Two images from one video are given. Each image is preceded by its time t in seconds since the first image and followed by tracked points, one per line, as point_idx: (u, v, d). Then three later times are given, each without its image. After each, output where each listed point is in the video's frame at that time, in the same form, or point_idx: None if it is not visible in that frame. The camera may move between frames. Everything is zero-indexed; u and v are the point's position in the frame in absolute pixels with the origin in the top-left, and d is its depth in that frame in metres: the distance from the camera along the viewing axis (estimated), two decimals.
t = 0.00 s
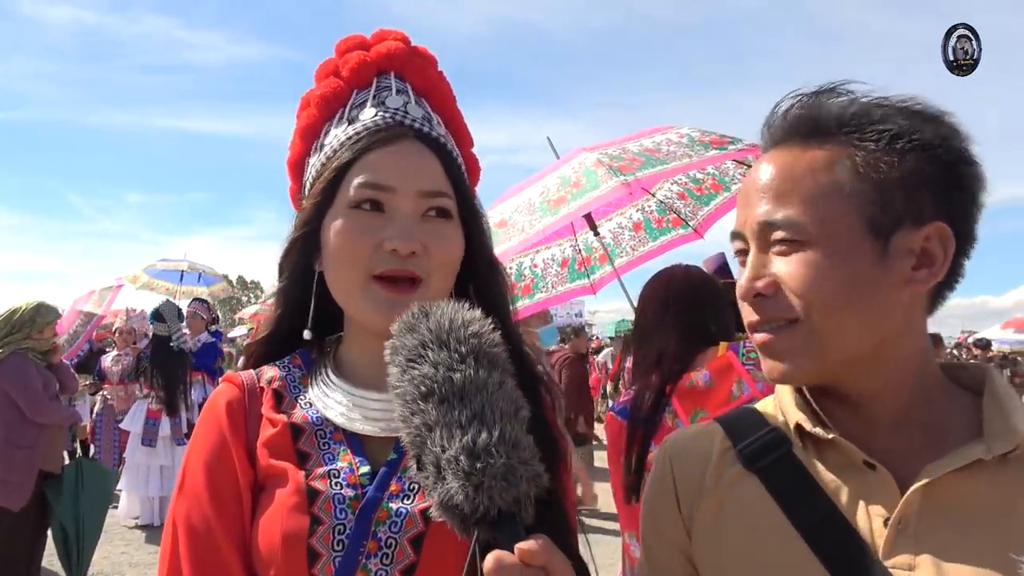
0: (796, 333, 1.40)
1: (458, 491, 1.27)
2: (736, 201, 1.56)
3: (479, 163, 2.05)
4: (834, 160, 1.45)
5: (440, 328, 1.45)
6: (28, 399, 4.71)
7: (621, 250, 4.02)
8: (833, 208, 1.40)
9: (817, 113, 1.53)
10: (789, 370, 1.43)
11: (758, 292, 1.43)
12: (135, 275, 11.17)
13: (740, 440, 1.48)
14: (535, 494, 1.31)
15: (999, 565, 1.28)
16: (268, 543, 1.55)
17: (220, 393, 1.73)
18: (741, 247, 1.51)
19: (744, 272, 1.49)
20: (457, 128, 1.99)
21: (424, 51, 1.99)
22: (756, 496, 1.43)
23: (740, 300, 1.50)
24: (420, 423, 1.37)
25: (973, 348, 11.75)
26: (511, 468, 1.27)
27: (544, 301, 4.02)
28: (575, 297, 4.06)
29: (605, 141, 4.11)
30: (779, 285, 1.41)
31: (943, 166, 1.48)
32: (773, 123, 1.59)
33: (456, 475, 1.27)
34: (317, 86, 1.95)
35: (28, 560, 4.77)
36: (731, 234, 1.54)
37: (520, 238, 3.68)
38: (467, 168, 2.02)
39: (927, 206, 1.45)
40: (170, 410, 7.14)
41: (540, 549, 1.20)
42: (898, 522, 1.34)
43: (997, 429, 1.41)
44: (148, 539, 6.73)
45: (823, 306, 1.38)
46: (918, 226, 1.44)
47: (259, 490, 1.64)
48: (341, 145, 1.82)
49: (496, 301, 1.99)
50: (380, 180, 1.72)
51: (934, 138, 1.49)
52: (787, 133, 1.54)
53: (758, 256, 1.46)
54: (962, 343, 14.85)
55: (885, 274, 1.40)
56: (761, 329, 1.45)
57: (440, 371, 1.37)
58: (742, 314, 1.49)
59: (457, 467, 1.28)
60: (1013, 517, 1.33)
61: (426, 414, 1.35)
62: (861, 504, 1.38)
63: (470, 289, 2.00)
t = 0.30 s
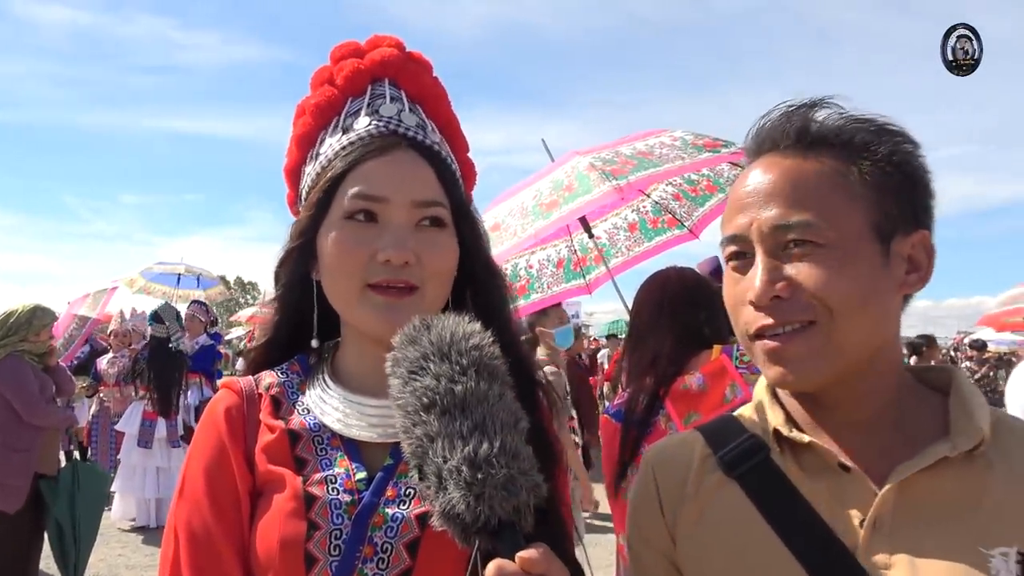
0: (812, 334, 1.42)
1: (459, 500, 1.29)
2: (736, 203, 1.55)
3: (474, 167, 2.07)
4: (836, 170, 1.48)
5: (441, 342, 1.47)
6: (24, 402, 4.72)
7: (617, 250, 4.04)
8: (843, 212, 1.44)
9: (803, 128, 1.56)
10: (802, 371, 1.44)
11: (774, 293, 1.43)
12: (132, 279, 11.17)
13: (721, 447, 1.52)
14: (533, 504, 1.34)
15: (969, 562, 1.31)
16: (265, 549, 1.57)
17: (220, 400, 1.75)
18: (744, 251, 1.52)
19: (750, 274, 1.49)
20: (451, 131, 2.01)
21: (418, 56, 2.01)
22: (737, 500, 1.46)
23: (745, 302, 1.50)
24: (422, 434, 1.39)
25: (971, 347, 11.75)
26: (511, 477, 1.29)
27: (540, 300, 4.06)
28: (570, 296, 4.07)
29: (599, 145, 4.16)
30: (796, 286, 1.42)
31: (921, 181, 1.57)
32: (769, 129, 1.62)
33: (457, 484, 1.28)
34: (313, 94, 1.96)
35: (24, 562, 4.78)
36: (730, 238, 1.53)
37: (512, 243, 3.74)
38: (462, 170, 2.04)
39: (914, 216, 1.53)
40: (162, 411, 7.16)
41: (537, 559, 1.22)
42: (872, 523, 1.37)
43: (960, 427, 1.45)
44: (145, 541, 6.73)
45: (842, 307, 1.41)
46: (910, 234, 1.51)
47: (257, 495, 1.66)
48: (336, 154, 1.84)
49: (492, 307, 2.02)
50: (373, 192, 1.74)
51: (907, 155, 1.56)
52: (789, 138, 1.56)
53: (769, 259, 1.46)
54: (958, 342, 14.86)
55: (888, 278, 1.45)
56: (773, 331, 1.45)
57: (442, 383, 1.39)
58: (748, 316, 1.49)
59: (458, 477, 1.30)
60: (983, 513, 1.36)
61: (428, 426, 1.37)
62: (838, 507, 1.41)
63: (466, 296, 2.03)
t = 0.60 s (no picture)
0: (796, 336, 1.46)
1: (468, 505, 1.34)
2: (722, 209, 1.58)
3: (469, 173, 2.10)
4: (819, 180, 1.52)
5: (457, 343, 1.47)
6: (22, 406, 4.73)
7: (619, 249, 4.05)
8: (826, 219, 1.49)
9: (785, 139, 1.60)
10: (786, 373, 1.48)
11: (761, 295, 1.46)
12: (130, 284, 11.19)
13: (702, 451, 1.57)
14: (540, 509, 1.39)
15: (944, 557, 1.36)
16: (262, 555, 1.59)
17: (220, 408, 1.79)
18: (730, 255, 1.55)
19: (736, 278, 1.52)
20: (445, 137, 2.04)
21: (414, 58, 2.04)
22: (723, 505, 1.50)
23: (730, 305, 1.53)
24: (435, 435, 1.41)
25: (971, 349, 11.73)
26: (520, 487, 1.34)
27: (545, 299, 4.05)
28: (575, 295, 4.10)
29: (588, 151, 4.20)
30: (783, 288, 1.46)
31: (897, 192, 1.63)
32: (752, 139, 1.66)
33: (467, 491, 1.33)
34: (308, 101, 1.99)
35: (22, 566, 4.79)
36: (716, 243, 1.56)
37: (502, 252, 3.84)
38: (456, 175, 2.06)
39: (892, 225, 1.58)
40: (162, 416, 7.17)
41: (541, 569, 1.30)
42: (850, 523, 1.42)
43: (932, 424, 1.51)
44: (143, 546, 6.75)
45: (825, 310, 1.45)
46: (887, 242, 1.56)
47: (255, 502, 1.69)
48: (333, 164, 1.87)
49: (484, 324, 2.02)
50: (368, 210, 1.77)
51: (882, 167, 1.61)
52: (772, 148, 1.60)
53: (755, 263, 1.49)
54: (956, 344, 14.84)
55: (868, 284, 1.50)
56: (758, 332, 1.48)
57: (458, 387, 1.41)
58: (733, 318, 1.52)
59: (469, 483, 1.34)
60: (956, 510, 1.41)
61: (441, 430, 1.40)
62: (817, 507, 1.46)
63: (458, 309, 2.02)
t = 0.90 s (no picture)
0: (772, 335, 1.53)
1: (542, 527, 1.32)
2: (696, 214, 1.65)
3: (458, 173, 2.11)
4: (789, 183, 1.60)
5: (565, 346, 1.39)
6: (19, 410, 4.74)
7: (618, 252, 3.98)
8: (798, 220, 1.57)
9: (751, 146, 1.68)
10: (766, 371, 1.55)
11: (742, 295, 1.52)
12: (125, 289, 11.17)
13: (690, 454, 1.61)
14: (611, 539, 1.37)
15: (936, 550, 1.42)
16: (255, 557, 1.61)
17: (213, 412, 1.81)
18: (709, 258, 1.61)
19: (715, 279, 1.58)
20: (436, 140, 2.05)
21: (403, 62, 2.05)
22: (712, 509, 1.54)
23: (710, 305, 1.59)
24: (522, 440, 1.37)
25: (963, 350, 11.74)
26: (599, 518, 1.32)
27: (544, 303, 4.05)
28: (575, 298, 4.10)
29: (583, 153, 4.23)
30: (761, 287, 1.52)
31: (860, 195, 1.71)
32: (721, 146, 1.74)
33: (546, 513, 1.31)
34: (298, 105, 2.01)
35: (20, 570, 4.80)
36: (694, 246, 1.63)
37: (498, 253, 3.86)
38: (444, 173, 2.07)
39: (859, 225, 1.67)
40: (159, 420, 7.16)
41: None
42: (843, 521, 1.47)
43: (917, 421, 1.58)
44: (141, 549, 6.75)
45: (799, 308, 1.52)
46: (856, 241, 1.65)
47: (248, 505, 1.70)
48: (324, 167, 1.89)
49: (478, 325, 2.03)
50: (363, 210, 1.80)
51: (847, 171, 1.70)
52: (743, 153, 1.67)
53: (732, 265, 1.56)
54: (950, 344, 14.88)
55: (839, 282, 1.58)
56: (738, 331, 1.55)
57: (557, 396, 1.35)
58: (714, 320, 1.58)
59: (548, 503, 1.32)
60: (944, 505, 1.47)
61: (532, 436, 1.35)
62: (807, 505, 1.51)
63: (453, 307, 2.04)
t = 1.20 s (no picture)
0: (751, 343, 1.54)
1: (551, 547, 1.30)
2: (670, 225, 1.66)
3: (466, 171, 2.12)
4: (758, 192, 1.62)
5: (580, 363, 1.39)
6: (17, 413, 4.73)
7: (624, 255, 3.89)
8: (770, 228, 1.58)
9: (723, 157, 1.70)
10: (746, 378, 1.56)
11: (719, 304, 1.53)
12: (120, 296, 11.27)
13: (675, 466, 1.64)
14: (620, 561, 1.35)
15: (922, 553, 1.44)
16: (250, 562, 1.61)
17: (211, 415, 1.81)
18: (684, 268, 1.62)
19: (692, 288, 1.59)
20: (440, 139, 2.05)
21: (405, 61, 2.05)
22: (699, 519, 1.56)
23: (688, 315, 1.60)
24: (533, 458, 1.36)
25: (961, 353, 11.75)
26: (609, 539, 1.31)
27: (550, 305, 4.05)
28: (581, 301, 4.08)
29: (584, 155, 4.23)
30: (737, 295, 1.53)
31: (829, 206, 1.73)
32: (693, 159, 1.76)
33: (556, 533, 1.29)
34: (299, 108, 2.01)
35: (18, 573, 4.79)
36: (669, 257, 1.64)
37: (501, 252, 3.84)
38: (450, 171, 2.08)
39: (830, 232, 1.69)
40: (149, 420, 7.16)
41: None
42: (829, 526, 1.48)
43: (899, 423, 1.60)
44: (139, 552, 6.75)
45: (778, 315, 1.53)
46: (828, 247, 1.67)
47: (245, 509, 1.70)
48: (320, 171, 1.89)
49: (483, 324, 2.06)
50: (350, 217, 1.79)
51: (818, 180, 1.72)
52: (715, 165, 1.69)
53: (708, 273, 1.57)
54: (948, 348, 14.88)
55: (815, 289, 1.60)
56: (717, 339, 1.55)
57: (570, 413, 1.34)
58: (692, 329, 1.59)
59: (558, 524, 1.30)
60: (929, 507, 1.50)
61: (544, 453, 1.34)
62: (793, 511, 1.53)
63: (458, 310, 2.07)
